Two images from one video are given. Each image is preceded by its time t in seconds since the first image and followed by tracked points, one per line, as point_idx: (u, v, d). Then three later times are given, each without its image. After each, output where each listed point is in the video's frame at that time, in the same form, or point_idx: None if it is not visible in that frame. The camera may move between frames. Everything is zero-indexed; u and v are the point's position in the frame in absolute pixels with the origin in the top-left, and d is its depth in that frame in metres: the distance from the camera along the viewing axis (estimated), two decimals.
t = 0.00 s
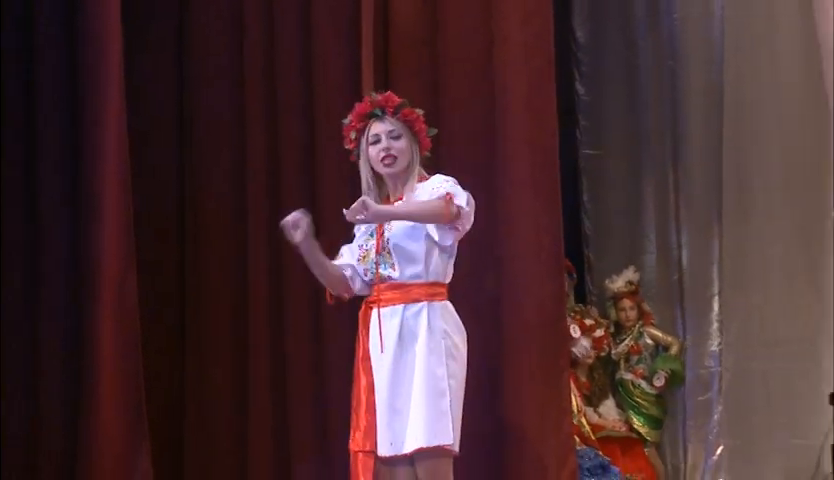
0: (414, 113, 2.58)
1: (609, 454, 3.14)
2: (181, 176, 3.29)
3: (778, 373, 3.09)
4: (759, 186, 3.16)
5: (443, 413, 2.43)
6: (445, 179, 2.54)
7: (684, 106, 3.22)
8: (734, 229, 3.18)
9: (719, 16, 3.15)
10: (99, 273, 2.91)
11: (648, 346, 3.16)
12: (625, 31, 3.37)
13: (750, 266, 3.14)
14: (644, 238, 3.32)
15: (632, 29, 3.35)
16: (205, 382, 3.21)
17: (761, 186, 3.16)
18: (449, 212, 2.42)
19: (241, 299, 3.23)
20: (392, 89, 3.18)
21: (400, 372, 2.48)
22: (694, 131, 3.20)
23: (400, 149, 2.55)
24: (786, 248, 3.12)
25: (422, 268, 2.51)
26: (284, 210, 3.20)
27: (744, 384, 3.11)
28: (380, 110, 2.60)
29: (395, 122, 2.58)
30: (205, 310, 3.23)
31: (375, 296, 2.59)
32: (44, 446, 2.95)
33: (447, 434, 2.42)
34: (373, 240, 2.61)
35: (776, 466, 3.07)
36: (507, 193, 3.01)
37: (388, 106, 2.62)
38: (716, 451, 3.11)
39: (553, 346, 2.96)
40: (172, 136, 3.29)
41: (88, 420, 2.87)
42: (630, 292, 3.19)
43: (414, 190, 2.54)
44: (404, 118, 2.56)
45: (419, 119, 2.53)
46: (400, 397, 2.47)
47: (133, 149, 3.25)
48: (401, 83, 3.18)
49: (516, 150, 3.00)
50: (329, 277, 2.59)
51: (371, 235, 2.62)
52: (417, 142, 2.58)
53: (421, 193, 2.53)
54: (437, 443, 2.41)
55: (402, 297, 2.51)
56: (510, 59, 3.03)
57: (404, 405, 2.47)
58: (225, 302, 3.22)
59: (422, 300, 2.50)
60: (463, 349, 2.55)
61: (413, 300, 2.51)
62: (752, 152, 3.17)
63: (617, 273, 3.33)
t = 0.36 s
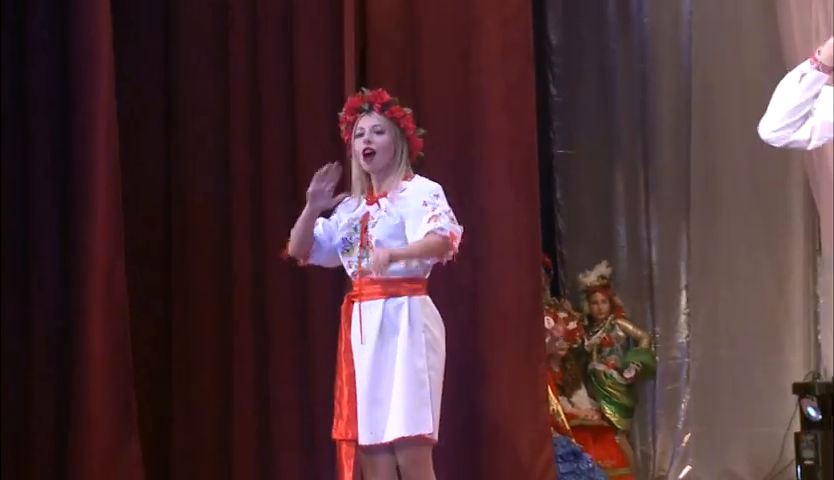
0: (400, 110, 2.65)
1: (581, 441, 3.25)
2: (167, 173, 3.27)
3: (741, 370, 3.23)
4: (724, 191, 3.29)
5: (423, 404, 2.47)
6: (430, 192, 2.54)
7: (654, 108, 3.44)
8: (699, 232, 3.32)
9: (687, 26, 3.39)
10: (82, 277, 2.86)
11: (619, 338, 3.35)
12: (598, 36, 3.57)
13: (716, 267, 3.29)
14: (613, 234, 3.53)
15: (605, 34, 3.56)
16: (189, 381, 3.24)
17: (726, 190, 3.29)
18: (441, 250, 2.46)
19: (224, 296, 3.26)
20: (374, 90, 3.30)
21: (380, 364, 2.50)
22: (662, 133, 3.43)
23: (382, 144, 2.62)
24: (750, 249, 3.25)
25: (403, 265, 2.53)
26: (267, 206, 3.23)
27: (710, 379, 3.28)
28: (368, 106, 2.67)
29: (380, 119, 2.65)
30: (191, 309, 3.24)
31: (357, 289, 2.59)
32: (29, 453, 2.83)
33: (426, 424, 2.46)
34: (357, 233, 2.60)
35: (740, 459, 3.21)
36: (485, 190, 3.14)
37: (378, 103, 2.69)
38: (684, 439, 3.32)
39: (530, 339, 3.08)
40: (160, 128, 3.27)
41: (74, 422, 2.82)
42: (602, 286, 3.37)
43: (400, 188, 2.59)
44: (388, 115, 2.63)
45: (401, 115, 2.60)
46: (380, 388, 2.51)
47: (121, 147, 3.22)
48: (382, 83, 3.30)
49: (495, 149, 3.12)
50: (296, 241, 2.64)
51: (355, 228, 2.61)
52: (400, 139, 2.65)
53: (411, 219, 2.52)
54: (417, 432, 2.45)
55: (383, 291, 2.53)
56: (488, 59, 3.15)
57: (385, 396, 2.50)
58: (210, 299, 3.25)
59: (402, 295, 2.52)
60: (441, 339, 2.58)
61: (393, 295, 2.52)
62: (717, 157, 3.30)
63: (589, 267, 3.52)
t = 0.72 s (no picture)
0: (384, 109, 2.61)
1: (557, 431, 3.38)
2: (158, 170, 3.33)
3: (713, 362, 3.39)
4: (697, 193, 3.44)
5: (401, 396, 2.44)
6: (414, 209, 2.46)
7: (629, 110, 3.58)
8: (674, 232, 3.47)
9: (660, 30, 3.53)
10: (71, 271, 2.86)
11: (594, 332, 3.48)
12: (574, 38, 3.70)
13: (688, 266, 3.44)
14: (588, 232, 3.65)
15: (581, 36, 3.69)
16: (178, 374, 3.30)
17: (698, 193, 3.44)
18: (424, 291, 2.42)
19: (210, 290, 3.32)
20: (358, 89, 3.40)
21: (360, 357, 2.48)
22: (636, 133, 3.57)
23: (362, 143, 2.60)
24: (721, 247, 3.40)
25: (384, 260, 2.49)
26: (256, 209, 3.34)
27: (683, 372, 3.43)
28: (357, 104, 2.65)
29: (364, 117, 2.62)
30: (180, 304, 3.31)
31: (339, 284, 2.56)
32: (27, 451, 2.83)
33: (403, 415, 2.43)
34: (342, 228, 2.56)
35: (711, 449, 3.36)
36: (465, 189, 3.24)
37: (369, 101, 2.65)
38: (657, 429, 3.46)
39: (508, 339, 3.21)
40: (149, 127, 3.32)
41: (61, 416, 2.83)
42: (577, 281, 3.52)
43: (385, 188, 2.54)
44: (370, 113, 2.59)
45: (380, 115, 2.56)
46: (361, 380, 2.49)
47: (113, 143, 3.26)
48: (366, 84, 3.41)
49: (475, 149, 3.22)
50: (279, 236, 2.68)
51: (339, 223, 2.58)
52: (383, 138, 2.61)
53: (394, 239, 2.45)
54: (394, 424, 2.42)
55: (362, 286, 2.50)
56: (468, 60, 3.25)
57: (365, 388, 2.48)
58: (196, 294, 3.31)
59: (382, 291, 2.49)
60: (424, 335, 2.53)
61: (373, 290, 2.50)
62: (690, 160, 3.45)
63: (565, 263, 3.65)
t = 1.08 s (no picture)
0: (363, 112, 2.67)
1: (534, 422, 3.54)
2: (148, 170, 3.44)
3: (682, 356, 3.53)
4: (667, 193, 3.57)
5: (379, 389, 2.50)
6: (390, 213, 2.52)
7: (603, 112, 3.71)
8: (646, 231, 3.60)
9: (632, 34, 3.65)
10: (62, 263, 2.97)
11: (570, 326, 3.60)
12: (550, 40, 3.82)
13: (659, 263, 3.57)
14: (564, 230, 3.78)
15: (557, 37, 3.81)
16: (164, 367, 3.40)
17: (670, 191, 3.57)
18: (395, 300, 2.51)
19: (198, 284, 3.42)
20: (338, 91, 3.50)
21: (340, 351, 2.54)
22: (610, 133, 3.70)
23: (343, 146, 2.67)
24: (691, 245, 3.53)
25: (363, 257, 2.56)
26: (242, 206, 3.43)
27: (653, 365, 3.57)
28: (337, 108, 2.71)
29: (345, 121, 2.68)
30: (169, 299, 3.42)
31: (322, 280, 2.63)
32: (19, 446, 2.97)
33: (380, 408, 2.49)
34: (324, 226, 2.62)
35: (681, 438, 3.51)
36: (445, 188, 3.36)
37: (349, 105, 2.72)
38: (630, 419, 3.60)
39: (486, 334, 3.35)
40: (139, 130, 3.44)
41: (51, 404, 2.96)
42: (553, 277, 3.65)
43: (367, 188, 2.60)
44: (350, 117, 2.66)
45: (360, 118, 2.63)
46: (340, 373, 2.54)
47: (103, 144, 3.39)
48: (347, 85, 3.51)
49: (454, 149, 3.35)
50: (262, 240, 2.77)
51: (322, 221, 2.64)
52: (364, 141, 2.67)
53: (370, 241, 2.51)
54: (371, 416, 2.48)
55: (343, 282, 2.56)
56: (446, 63, 3.37)
57: (345, 381, 2.53)
58: (185, 288, 3.42)
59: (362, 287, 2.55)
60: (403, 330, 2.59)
61: (354, 286, 2.56)
62: (660, 161, 3.58)
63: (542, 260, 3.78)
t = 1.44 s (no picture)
0: (343, 119, 2.76)
1: (509, 413, 3.75)
2: (139, 168, 3.50)
3: (651, 351, 3.71)
4: (638, 194, 3.75)
5: (362, 380, 2.63)
6: (370, 213, 2.65)
7: (576, 116, 3.87)
8: (616, 232, 3.78)
9: (604, 41, 3.82)
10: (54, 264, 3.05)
11: (545, 322, 3.77)
12: (525, 48, 3.99)
13: (630, 263, 3.75)
14: (539, 229, 3.95)
15: (534, 47, 3.97)
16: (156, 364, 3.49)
17: (641, 194, 3.75)
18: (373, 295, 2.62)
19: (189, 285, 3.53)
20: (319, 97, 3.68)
21: (324, 345, 2.66)
22: (583, 137, 3.85)
23: (327, 151, 2.76)
24: (658, 245, 3.71)
25: (345, 256, 2.67)
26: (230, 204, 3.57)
27: (624, 360, 3.76)
28: (317, 114, 2.80)
29: (326, 127, 2.78)
30: (162, 296, 3.50)
31: (306, 278, 2.75)
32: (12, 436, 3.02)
33: (363, 398, 2.63)
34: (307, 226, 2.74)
35: (649, 429, 3.68)
36: (425, 189, 3.57)
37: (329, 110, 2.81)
38: (601, 411, 3.78)
39: (462, 328, 3.57)
40: (131, 129, 3.48)
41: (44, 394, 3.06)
42: (527, 275, 3.81)
43: (348, 190, 2.71)
44: (332, 124, 2.75)
45: (342, 125, 2.72)
46: (324, 366, 2.66)
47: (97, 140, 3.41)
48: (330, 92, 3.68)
49: (432, 153, 3.57)
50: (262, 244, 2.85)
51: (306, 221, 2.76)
52: (345, 146, 2.77)
53: (350, 239, 2.64)
54: (355, 406, 2.61)
55: (326, 280, 2.68)
56: (426, 73, 3.60)
57: (328, 374, 2.66)
58: (177, 287, 3.52)
59: (344, 284, 2.67)
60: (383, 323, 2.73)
61: (336, 284, 2.68)
62: (631, 165, 3.76)
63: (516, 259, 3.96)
